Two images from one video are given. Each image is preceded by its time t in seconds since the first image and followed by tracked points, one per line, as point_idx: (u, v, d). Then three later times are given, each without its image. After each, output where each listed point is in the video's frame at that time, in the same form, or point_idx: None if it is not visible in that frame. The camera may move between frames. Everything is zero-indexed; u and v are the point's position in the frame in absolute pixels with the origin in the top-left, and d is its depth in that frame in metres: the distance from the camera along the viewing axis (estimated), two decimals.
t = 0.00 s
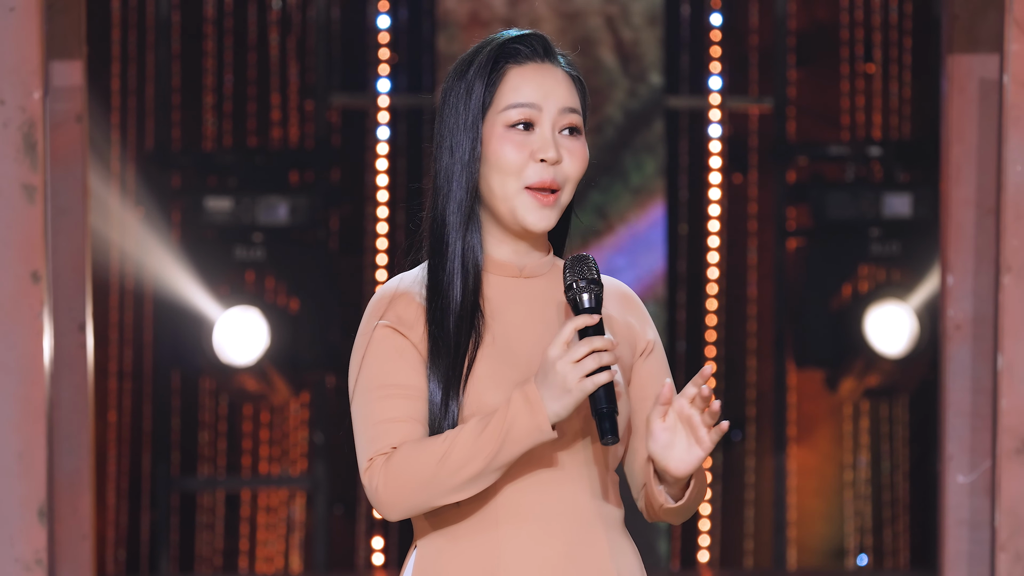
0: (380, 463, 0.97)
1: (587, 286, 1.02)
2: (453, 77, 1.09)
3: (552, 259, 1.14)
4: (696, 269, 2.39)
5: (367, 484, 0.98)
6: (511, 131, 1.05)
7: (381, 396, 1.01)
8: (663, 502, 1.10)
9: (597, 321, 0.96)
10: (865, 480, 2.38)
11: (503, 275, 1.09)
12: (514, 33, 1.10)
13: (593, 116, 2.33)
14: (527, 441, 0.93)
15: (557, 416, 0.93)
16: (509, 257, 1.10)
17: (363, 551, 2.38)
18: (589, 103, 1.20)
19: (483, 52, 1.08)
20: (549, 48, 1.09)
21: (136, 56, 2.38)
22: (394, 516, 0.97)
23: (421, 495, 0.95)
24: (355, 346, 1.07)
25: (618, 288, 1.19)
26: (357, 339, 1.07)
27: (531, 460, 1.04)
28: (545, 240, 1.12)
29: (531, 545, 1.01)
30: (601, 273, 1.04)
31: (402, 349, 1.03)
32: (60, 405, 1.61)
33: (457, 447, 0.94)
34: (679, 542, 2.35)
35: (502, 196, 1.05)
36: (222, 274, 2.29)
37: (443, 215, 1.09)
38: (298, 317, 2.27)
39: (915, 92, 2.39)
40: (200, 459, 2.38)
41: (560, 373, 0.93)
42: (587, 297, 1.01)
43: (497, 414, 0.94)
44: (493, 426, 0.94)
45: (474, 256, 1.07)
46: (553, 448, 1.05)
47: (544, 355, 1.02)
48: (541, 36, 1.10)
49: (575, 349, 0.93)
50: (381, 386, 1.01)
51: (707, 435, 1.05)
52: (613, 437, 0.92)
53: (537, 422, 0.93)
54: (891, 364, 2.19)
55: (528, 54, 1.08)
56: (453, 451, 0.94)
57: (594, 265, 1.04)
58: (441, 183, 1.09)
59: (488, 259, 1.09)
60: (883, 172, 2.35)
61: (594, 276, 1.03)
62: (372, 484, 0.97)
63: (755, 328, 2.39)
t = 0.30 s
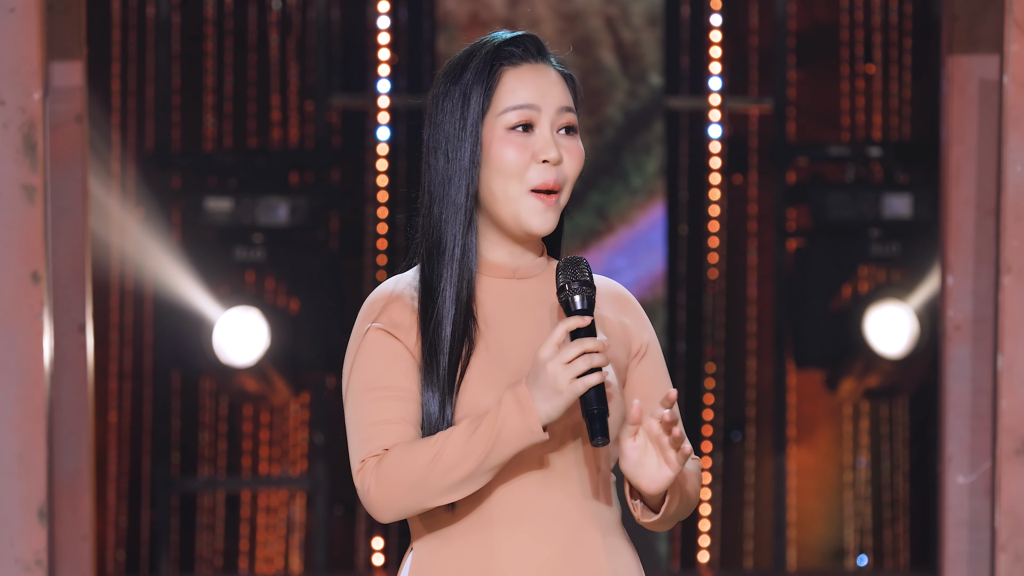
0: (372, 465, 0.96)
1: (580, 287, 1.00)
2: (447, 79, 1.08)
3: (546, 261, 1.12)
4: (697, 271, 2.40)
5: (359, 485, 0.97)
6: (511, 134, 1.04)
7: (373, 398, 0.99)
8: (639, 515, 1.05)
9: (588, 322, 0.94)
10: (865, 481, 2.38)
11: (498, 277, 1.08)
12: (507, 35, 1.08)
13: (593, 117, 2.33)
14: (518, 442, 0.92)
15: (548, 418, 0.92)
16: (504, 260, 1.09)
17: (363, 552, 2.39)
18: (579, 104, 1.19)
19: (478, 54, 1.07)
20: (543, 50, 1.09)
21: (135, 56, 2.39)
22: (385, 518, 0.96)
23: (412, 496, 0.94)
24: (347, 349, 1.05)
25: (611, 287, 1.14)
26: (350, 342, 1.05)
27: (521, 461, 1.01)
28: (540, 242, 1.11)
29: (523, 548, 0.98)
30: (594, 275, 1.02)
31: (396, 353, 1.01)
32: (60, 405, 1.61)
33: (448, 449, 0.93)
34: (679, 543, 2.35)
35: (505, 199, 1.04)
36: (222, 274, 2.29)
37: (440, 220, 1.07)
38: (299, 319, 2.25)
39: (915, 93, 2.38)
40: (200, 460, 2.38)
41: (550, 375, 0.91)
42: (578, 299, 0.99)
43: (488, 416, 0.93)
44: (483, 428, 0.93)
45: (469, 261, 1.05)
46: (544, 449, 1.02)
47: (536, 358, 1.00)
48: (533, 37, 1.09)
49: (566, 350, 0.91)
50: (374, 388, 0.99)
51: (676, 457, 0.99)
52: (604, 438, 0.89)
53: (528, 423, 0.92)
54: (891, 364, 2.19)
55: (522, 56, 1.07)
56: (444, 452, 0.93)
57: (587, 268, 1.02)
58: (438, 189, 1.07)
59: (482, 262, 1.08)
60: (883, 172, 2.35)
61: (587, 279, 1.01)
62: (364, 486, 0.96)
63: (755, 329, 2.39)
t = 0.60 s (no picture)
0: (370, 466, 0.96)
1: (579, 288, 0.99)
2: (446, 80, 1.07)
3: (545, 261, 1.11)
4: (698, 272, 2.42)
5: (357, 486, 0.97)
6: (513, 134, 1.03)
7: (371, 399, 0.99)
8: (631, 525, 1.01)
9: (588, 323, 0.94)
10: (865, 481, 2.38)
11: (495, 278, 1.07)
12: (506, 36, 1.08)
13: (593, 118, 2.33)
14: (516, 443, 0.92)
15: (547, 418, 0.92)
16: (502, 260, 1.08)
17: (364, 552, 2.39)
18: (577, 103, 1.19)
19: (478, 55, 1.06)
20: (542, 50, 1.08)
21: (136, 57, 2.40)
22: (383, 518, 0.96)
23: (409, 498, 0.94)
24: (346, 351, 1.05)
25: (609, 288, 1.13)
26: (349, 344, 1.05)
27: (519, 463, 1.01)
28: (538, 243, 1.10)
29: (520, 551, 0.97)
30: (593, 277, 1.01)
31: (394, 355, 1.01)
32: (60, 407, 1.62)
33: (446, 449, 0.93)
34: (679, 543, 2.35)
35: (505, 199, 1.03)
36: (223, 275, 2.28)
37: (440, 222, 1.06)
38: (299, 319, 2.23)
39: (915, 93, 2.38)
40: (201, 460, 2.38)
41: (549, 375, 0.91)
42: (578, 300, 0.98)
43: (486, 417, 0.93)
44: (481, 429, 0.93)
45: (470, 263, 1.05)
46: (541, 451, 1.01)
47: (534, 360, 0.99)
48: (532, 37, 1.09)
49: (565, 351, 0.91)
50: (371, 389, 0.99)
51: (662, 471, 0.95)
52: (602, 438, 0.88)
53: (526, 424, 0.92)
54: (891, 365, 2.18)
55: (521, 56, 1.06)
56: (442, 453, 0.93)
57: (586, 268, 1.02)
58: (438, 190, 1.07)
59: (481, 263, 1.08)
60: (883, 173, 2.35)
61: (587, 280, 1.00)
62: (361, 486, 0.96)
63: (756, 328, 2.41)
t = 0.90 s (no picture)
0: (370, 460, 0.96)
1: (584, 288, 0.99)
2: (453, 79, 1.07)
3: (548, 261, 1.11)
4: (699, 273, 2.42)
5: (356, 480, 0.96)
6: (521, 133, 1.03)
7: (371, 394, 0.99)
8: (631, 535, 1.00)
9: (593, 321, 0.94)
10: (866, 481, 2.37)
11: (500, 278, 1.07)
12: (514, 35, 1.08)
13: (594, 117, 2.33)
14: (517, 440, 0.92)
15: (549, 415, 0.91)
16: (506, 260, 1.08)
17: (365, 552, 2.39)
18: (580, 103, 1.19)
19: (486, 54, 1.06)
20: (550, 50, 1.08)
21: (137, 57, 2.40)
22: (382, 513, 0.96)
23: (409, 493, 0.93)
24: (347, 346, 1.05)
25: (613, 289, 1.13)
26: (351, 340, 1.05)
27: (520, 461, 1.00)
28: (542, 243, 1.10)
29: (521, 550, 0.97)
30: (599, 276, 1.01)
31: (397, 353, 1.01)
32: (61, 406, 1.62)
33: (447, 444, 0.93)
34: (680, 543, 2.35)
35: (512, 198, 1.03)
36: (224, 275, 2.27)
37: (447, 221, 1.06)
38: (301, 318, 2.24)
39: (915, 93, 2.38)
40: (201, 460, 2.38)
41: (553, 371, 0.91)
42: (582, 300, 0.98)
43: (488, 412, 0.93)
44: (482, 425, 0.92)
45: (477, 262, 1.04)
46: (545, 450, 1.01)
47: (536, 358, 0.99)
48: (539, 37, 1.09)
49: (569, 348, 0.91)
50: (373, 385, 0.99)
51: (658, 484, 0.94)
52: (604, 437, 0.88)
53: (527, 421, 0.91)
54: (892, 365, 2.18)
55: (529, 55, 1.06)
56: (442, 447, 0.93)
57: (592, 268, 1.02)
58: (446, 190, 1.06)
59: (486, 263, 1.07)
60: (884, 172, 2.34)
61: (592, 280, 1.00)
62: (361, 481, 0.96)
63: (756, 328, 2.40)
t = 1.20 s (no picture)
0: (367, 455, 0.96)
1: (584, 288, 0.99)
2: (456, 79, 1.07)
3: (549, 262, 1.11)
4: (699, 273, 2.42)
5: (354, 475, 0.97)
6: (524, 133, 1.03)
7: (369, 390, 0.99)
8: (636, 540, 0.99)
9: (592, 319, 0.95)
10: (866, 481, 2.37)
11: (501, 278, 1.07)
12: (516, 35, 1.08)
13: (594, 117, 2.33)
14: (514, 436, 0.91)
15: (547, 411, 0.91)
16: (507, 260, 1.08)
17: (364, 552, 2.39)
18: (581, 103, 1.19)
19: (488, 54, 1.06)
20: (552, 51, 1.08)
21: (136, 57, 2.40)
22: (379, 509, 0.96)
23: (406, 488, 0.93)
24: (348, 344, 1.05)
25: (612, 290, 1.13)
26: (351, 337, 1.04)
27: (518, 459, 1.00)
28: (542, 244, 1.10)
29: (521, 549, 0.97)
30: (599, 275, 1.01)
31: (396, 350, 1.01)
32: (61, 405, 1.62)
33: (444, 440, 0.93)
34: (680, 543, 2.36)
35: (514, 197, 1.03)
36: (223, 275, 2.26)
37: (449, 222, 1.05)
38: (301, 318, 2.24)
39: (915, 93, 2.38)
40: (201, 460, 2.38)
41: (551, 367, 0.91)
42: (581, 299, 0.98)
43: (486, 408, 0.93)
44: (480, 420, 0.92)
45: (479, 263, 1.04)
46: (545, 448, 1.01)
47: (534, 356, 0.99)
48: (542, 37, 1.09)
49: (568, 345, 0.92)
50: (372, 381, 0.99)
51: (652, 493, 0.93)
52: (600, 432, 0.88)
53: (525, 416, 0.91)
54: (892, 365, 2.18)
55: (532, 56, 1.06)
56: (439, 443, 0.93)
57: (592, 267, 1.01)
58: (449, 190, 1.06)
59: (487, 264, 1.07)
60: (884, 172, 2.34)
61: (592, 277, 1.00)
62: (358, 475, 0.96)
63: (756, 328, 2.40)
